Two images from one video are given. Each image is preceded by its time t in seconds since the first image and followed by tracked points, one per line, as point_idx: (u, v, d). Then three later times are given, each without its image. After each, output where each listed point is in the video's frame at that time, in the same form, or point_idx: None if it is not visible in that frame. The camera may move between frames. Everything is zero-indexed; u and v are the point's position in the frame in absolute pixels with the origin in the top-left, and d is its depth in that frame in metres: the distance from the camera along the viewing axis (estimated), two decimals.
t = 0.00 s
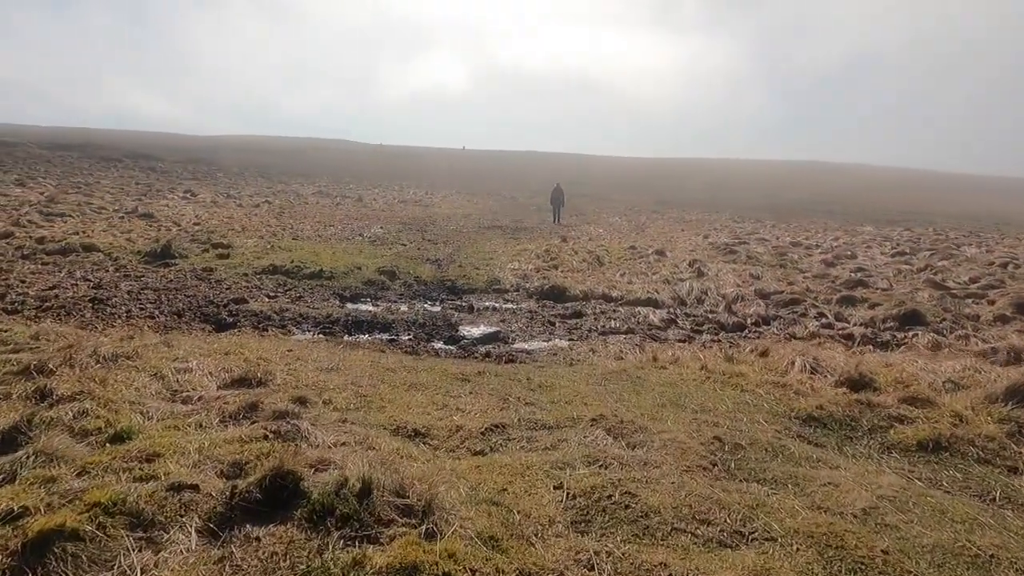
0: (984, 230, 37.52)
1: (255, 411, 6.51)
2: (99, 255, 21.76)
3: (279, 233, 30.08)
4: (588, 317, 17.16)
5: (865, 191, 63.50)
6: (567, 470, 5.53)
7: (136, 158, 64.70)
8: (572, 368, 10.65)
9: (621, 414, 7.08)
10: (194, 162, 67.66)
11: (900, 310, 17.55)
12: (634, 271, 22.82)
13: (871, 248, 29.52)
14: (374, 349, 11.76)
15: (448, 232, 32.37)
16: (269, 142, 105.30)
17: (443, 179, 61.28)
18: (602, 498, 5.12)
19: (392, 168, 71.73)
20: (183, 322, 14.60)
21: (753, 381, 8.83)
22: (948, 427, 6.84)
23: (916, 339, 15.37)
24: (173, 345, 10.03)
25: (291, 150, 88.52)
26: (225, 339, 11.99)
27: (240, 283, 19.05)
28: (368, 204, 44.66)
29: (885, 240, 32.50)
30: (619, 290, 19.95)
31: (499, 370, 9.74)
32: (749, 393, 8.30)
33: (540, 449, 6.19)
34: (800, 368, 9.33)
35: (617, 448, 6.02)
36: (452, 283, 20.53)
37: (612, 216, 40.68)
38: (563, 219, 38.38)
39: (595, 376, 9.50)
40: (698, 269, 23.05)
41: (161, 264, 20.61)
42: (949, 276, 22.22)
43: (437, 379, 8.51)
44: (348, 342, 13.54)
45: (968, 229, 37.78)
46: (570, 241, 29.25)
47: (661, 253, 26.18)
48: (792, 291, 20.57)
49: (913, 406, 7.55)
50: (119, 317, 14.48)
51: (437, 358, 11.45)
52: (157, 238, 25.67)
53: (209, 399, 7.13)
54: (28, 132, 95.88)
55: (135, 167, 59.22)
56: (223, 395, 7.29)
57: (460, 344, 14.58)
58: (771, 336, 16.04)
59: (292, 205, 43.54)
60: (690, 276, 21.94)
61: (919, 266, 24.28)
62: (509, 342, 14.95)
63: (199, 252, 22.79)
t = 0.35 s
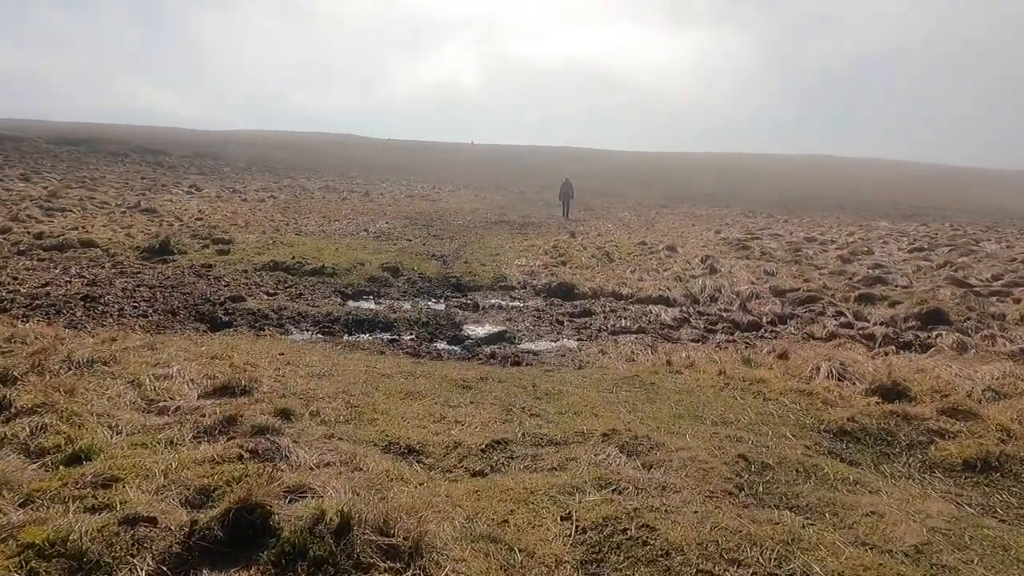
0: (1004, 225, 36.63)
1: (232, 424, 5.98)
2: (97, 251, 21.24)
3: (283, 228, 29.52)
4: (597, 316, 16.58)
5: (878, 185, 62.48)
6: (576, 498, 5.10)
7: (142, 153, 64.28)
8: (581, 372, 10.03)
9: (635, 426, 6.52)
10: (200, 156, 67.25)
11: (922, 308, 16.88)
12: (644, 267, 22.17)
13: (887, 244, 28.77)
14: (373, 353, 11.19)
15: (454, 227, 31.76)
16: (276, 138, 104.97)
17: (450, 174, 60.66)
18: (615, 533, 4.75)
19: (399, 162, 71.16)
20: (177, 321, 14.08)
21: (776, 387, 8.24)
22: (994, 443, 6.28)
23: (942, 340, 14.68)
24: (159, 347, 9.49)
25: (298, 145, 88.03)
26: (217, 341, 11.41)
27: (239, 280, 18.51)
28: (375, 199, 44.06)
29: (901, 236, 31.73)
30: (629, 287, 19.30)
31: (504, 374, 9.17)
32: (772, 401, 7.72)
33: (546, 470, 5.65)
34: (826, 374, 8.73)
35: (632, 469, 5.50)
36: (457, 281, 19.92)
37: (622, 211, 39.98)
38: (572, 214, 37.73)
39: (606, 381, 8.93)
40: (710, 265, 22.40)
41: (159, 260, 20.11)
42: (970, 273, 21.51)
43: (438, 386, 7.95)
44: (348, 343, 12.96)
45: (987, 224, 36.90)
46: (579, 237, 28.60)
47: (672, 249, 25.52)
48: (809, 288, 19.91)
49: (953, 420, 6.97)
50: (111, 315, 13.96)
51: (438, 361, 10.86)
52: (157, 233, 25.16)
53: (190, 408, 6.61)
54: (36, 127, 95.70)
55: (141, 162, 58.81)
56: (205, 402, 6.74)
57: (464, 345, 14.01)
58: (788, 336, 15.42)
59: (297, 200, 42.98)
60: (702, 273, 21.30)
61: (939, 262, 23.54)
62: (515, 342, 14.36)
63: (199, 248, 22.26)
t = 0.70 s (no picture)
0: None
1: (206, 457, 5.71)
2: (94, 247, 20.76)
3: (286, 222, 28.97)
4: (608, 315, 16.00)
5: (893, 177, 61.38)
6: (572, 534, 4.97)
7: (147, 145, 63.77)
8: (592, 380, 9.45)
9: (652, 449, 6.15)
10: (206, 149, 66.76)
11: (946, 307, 16.20)
12: (656, 263, 21.54)
13: (905, 238, 27.96)
14: (373, 358, 10.63)
15: (461, 221, 31.12)
16: (283, 131, 104.44)
17: (458, 166, 59.98)
18: None
19: (406, 155, 70.51)
20: (170, 322, 13.57)
21: (802, 400, 7.65)
22: None
23: (970, 342, 14.01)
24: (144, 354, 8.96)
25: (305, 137, 87.42)
26: (209, 344, 10.88)
27: (239, 277, 18.00)
28: (381, 192, 43.47)
29: (919, 230, 30.89)
30: (640, 284, 18.68)
31: (509, 384, 8.60)
32: (800, 417, 7.15)
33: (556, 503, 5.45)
34: (858, 385, 8.11)
35: (652, 504, 5.30)
36: (463, 277, 19.35)
37: (631, 204, 39.27)
38: (581, 207, 37.05)
39: (618, 392, 8.36)
40: (724, 261, 21.74)
41: (157, 257, 19.62)
42: (995, 269, 20.75)
43: (438, 399, 7.40)
44: (347, 346, 12.40)
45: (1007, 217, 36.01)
46: (588, 231, 27.96)
47: (684, 243, 24.86)
48: (826, 286, 19.25)
49: (1003, 440, 6.36)
50: (103, 316, 13.46)
51: (441, 366, 10.30)
52: (157, 228, 24.63)
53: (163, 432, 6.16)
54: (42, 120, 95.30)
55: (146, 155, 58.35)
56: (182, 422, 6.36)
57: (470, 347, 13.45)
58: (807, 338, 14.79)
59: (303, 193, 42.39)
60: (715, 270, 20.66)
61: (961, 258, 22.80)
62: (522, 343, 13.81)
63: (199, 244, 21.74)
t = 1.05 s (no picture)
0: None
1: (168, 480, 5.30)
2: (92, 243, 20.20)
3: (291, 218, 28.38)
4: (622, 316, 15.30)
5: (909, 173, 60.19)
6: None
7: (155, 141, 63.28)
8: (606, 388, 8.80)
9: (677, 474, 5.75)
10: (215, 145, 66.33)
11: (977, 307, 15.43)
12: (670, 261, 20.82)
13: (927, 236, 27.09)
14: (372, 364, 10.00)
15: (469, 217, 30.44)
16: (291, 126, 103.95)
17: (467, 162, 59.28)
18: None
19: (415, 151, 69.82)
20: (165, 322, 12.99)
21: (839, 413, 6.97)
22: None
23: (1006, 346, 13.28)
24: (123, 359, 8.31)
25: (315, 134, 86.91)
26: (200, 348, 10.27)
27: (239, 275, 17.40)
28: (389, 188, 42.83)
29: (941, 227, 29.98)
30: (655, 282, 17.98)
31: (516, 393, 7.93)
32: (840, 436, 6.48)
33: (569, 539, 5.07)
34: (898, 397, 7.41)
35: (679, 543, 4.93)
36: (471, 275, 18.68)
37: (644, 200, 38.47)
38: (593, 203, 36.30)
39: (637, 403, 7.68)
40: (741, 258, 20.99)
41: (156, 254, 19.05)
42: None
43: (441, 413, 6.76)
44: (348, 348, 11.77)
45: None
46: (600, 228, 27.22)
47: (699, 240, 24.10)
48: (848, 285, 18.49)
49: None
50: (94, 316, 12.87)
51: (445, 373, 9.65)
52: (158, 224, 24.05)
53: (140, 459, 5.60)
54: (51, 116, 95.01)
55: (154, 151, 57.83)
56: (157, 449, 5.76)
57: (476, 350, 12.80)
58: (831, 340, 14.06)
59: (309, 189, 41.78)
60: (732, 268, 19.92)
61: (987, 256, 21.98)
62: (532, 346, 13.15)
63: (199, 240, 21.14)
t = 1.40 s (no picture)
0: None
1: (126, 533, 4.94)
2: (92, 244, 19.77)
3: (297, 218, 27.91)
4: (634, 322, 14.71)
5: (927, 170, 59.09)
6: None
7: (164, 139, 62.97)
8: (618, 406, 8.25)
9: (695, 519, 5.33)
10: (225, 142, 65.98)
11: (1006, 313, 14.77)
12: (684, 263, 20.23)
13: (948, 237, 26.32)
14: (371, 376, 9.49)
15: (478, 217, 29.89)
16: (302, 124, 103.64)
17: (478, 160, 58.72)
18: None
19: (425, 148, 69.25)
20: (160, 329, 12.52)
21: (872, 440, 6.51)
22: None
23: None
24: (103, 373, 7.83)
25: (324, 131, 86.53)
26: (192, 359, 9.80)
27: (240, 278, 16.94)
28: (399, 187, 42.36)
29: (962, 227, 29.20)
30: (668, 286, 17.40)
31: (519, 412, 7.41)
32: (875, 470, 6.03)
33: None
34: (936, 423, 6.83)
35: None
36: (478, 278, 18.16)
37: (656, 198, 37.81)
38: (604, 201, 35.68)
39: (651, 424, 7.17)
40: (756, 260, 20.37)
41: (156, 256, 18.62)
42: None
43: (436, 448, 6.32)
44: (348, 357, 11.26)
45: None
46: (611, 228, 26.63)
47: (713, 241, 23.47)
48: (869, 289, 17.85)
49: None
50: (86, 322, 12.40)
51: (448, 387, 9.15)
52: (161, 224, 23.63)
53: (112, 506, 5.20)
54: (61, 114, 95.01)
55: (163, 149, 57.49)
56: (129, 492, 5.35)
57: (481, 359, 12.27)
58: (854, 350, 13.47)
59: (318, 187, 41.35)
60: (747, 271, 19.31)
61: (1013, 258, 21.26)
62: (539, 355, 12.61)
63: (202, 241, 20.70)
